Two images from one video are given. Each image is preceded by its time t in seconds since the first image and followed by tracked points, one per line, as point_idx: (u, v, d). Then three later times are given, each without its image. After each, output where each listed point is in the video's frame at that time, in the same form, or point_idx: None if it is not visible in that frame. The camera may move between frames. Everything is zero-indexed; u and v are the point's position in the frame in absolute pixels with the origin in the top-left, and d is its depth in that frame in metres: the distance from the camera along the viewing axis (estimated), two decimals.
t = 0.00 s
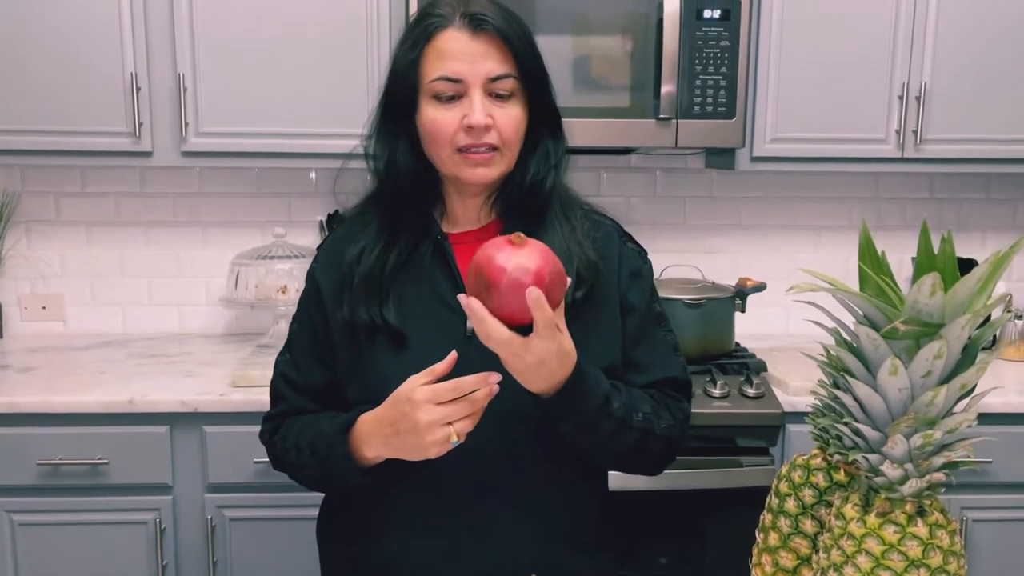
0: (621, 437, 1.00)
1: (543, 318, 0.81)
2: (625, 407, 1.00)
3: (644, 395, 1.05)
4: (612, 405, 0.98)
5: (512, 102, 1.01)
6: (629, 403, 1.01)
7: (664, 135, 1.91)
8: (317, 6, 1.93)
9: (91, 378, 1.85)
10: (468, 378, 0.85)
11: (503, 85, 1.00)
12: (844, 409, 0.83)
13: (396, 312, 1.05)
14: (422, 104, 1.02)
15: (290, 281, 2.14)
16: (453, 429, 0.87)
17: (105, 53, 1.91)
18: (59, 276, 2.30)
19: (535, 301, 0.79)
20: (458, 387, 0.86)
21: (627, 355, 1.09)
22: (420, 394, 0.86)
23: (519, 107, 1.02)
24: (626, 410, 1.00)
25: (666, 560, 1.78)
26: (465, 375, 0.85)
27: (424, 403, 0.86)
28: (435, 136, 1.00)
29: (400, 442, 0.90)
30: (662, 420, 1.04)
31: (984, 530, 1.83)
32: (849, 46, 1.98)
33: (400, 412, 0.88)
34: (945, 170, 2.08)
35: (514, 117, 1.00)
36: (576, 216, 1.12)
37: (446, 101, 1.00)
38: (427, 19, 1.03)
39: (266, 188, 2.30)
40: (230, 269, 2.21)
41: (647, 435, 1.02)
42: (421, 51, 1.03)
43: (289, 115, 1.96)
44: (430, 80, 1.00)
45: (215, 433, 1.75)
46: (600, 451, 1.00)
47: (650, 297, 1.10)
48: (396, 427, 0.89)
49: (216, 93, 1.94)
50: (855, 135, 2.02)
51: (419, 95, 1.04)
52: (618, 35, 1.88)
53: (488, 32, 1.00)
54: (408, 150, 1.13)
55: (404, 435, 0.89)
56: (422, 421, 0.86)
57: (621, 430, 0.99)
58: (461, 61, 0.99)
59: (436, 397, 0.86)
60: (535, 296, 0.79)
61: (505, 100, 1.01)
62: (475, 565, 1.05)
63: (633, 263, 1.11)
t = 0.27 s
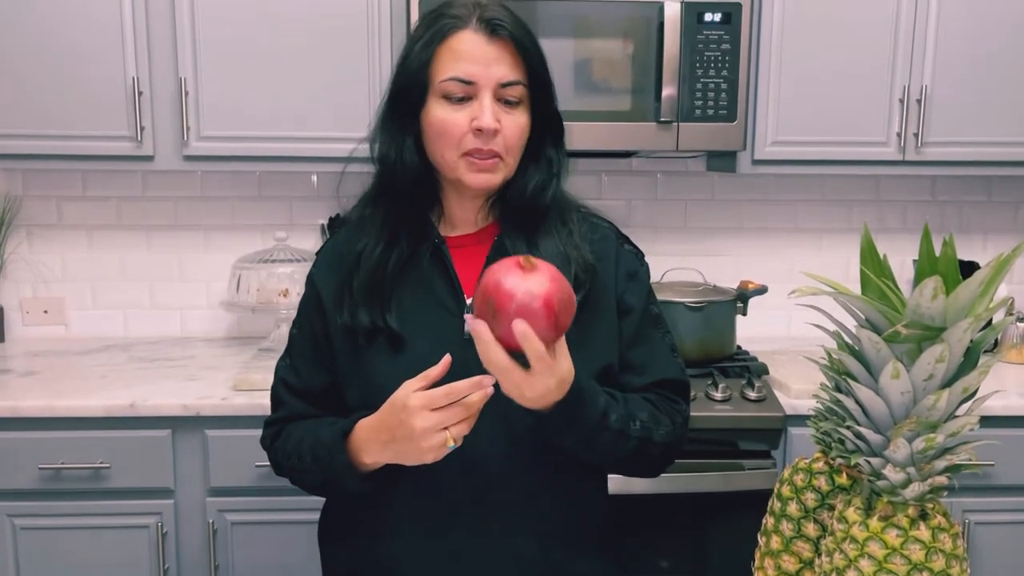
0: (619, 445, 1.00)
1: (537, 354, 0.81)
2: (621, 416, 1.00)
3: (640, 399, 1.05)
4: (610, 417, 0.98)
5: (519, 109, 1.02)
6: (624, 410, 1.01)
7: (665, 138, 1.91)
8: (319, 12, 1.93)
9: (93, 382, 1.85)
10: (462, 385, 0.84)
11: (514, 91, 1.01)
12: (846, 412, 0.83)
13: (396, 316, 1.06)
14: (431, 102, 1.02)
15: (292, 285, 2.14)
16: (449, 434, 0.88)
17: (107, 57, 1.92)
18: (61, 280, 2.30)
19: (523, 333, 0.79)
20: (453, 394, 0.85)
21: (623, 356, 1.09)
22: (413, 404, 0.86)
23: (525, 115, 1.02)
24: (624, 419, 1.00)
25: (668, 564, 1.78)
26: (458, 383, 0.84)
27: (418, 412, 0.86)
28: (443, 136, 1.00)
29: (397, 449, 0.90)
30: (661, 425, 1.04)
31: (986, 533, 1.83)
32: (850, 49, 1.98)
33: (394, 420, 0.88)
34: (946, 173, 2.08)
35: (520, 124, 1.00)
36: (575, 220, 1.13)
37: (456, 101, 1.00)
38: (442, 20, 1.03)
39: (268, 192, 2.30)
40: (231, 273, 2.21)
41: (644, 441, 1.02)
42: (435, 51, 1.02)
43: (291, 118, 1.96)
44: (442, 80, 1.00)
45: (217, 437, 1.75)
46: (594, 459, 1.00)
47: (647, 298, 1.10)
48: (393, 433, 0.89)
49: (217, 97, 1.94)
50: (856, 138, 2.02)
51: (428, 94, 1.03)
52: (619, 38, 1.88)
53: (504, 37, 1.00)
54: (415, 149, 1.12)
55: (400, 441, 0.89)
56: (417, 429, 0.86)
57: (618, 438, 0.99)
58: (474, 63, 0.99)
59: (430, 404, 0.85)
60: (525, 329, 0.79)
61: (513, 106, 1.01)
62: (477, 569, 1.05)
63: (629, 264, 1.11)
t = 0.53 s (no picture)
0: (613, 454, 1.00)
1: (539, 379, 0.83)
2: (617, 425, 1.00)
3: (636, 404, 1.05)
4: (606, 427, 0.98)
5: (520, 114, 1.02)
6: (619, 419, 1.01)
7: (665, 141, 1.92)
8: (319, 13, 1.93)
9: (93, 385, 1.85)
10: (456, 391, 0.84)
11: (515, 96, 1.01)
12: (845, 414, 0.83)
13: (395, 317, 1.06)
14: (432, 105, 1.02)
15: (292, 288, 2.14)
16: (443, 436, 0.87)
17: (108, 61, 1.92)
18: (61, 283, 2.31)
19: (525, 361, 0.81)
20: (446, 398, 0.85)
21: (620, 358, 1.09)
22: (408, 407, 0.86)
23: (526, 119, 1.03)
24: (619, 427, 1.00)
25: (669, 566, 1.78)
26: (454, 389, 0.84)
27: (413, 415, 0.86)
28: (444, 139, 1.00)
29: (392, 451, 0.90)
30: (657, 432, 1.04)
31: (987, 535, 1.82)
32: (849, 51, 1.98)
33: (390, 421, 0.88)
34: (946, 175, 2.08)
35: (521, 128, 1.01)
36: (572, 224, 1.13)
37: (457, 105, 1.00)
38: (444, 23, 1.03)
39: (268, 195, 2.30)
40: (232, 275, 2.21)
41: (640, 449, 1.02)
42: (436, 54, 1.02)
43: (291, 121, 1.96)
44: (443, 84, 1.01)
45: (217, 440, 1.76)
46: (590, 468, 1.00)
47: (644, 300, 1.10)
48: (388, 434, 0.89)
49: (218, 99, 1.94)
50: (857, 140, 2.02)
51: (428, 98, 1.04)
52: (619, 41, 1.88)
53: (506, 42, 1.01)
54: (417, 151, 1.12)
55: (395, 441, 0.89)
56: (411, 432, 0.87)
57: (614, 448, 1.00)
58: (476, 67, 0.99)
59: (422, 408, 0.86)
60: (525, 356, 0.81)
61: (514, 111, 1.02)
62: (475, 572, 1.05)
63: (626, 266, 1.11)
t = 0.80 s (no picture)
0: (610, 455, 1.00)
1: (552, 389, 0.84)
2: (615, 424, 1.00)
3: (632, 406, 1.05)
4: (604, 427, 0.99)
5: (521, 117, 1.03)
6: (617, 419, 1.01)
7: (665, 143, 1.92)
8: (320, 16, 1.94)
9: (95, 387, 1.86)
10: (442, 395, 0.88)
11: (516, 99, 1.01)
12: (844, 415, 0.83)
13: (395, 319, 1.06)
14: (434, 108, 1.03)
15: (294, 290, 2.15)
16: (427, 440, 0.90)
17: (110, 64, 1.93)
18: (63, 286, 2.31)
19: (537, 371, 0.82)
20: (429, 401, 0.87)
21: (619, 360, 1.09)
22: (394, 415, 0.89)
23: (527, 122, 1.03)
24: (616, 428, 1.00)
25: (669, 568, 1.78)
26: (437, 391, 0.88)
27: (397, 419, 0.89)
28: (446, 142, 1.00)
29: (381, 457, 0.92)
30: (653, 434, 1.04)
31: (988, 536, 1.82)
32: (850, 53, 1.98)
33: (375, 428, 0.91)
34: (947, 177, 2.09)
35: (522, 131, 1.01)
36: (571, 226, 1.13)
37: (459, 108, 1.01)
38: (446, 27, 1.03)
39: (270, 197, 2.31)
40: (234, 278, 2.22)
41: (637, 450, 1.02)
42: (438, 57, 1.03)
43: (293, 124, 1.97)
44: (445, 87, 1.01)
45: (219, 442, 1.76)
46: (588, 469, 1.00)
47: (642, 302, 1.10)
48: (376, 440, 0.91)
49: (219, 103, 1.95)
50: (857, 141, 2.02)
51: (430, 101, 1.04)
52: (619, 43, 1.89)
53: (508, 46, 1.01)
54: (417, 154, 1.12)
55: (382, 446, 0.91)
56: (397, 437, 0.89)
57: (611, 449, 1.00)
58: (478, 71, 0.99)
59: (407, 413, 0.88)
60: (538, 366, 0.82)
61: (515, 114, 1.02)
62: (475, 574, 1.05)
63: (625, 268, 1.11)
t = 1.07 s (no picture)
0: (614, 455, 1.01)
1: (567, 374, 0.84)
2: (615, 424, 1.01)
3: (634, 405, 1.05)
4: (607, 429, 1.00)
5: (514, 120, 1.03)
6: (618, 418, 1.02)
7: (666, 144, 1.92)
8: (322, 19, 1.95)
9: (97, 389, 1.86)
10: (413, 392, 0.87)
11: (507, 103, 1.01)
12: (845, 416, 0.83)
13: (399, 318, 1.07)
14: (428, 114, 1.03)
15: (296, 291, 2.15)
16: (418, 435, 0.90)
17: (112, 66, 1.93)
18: (66, 287, 2.32)
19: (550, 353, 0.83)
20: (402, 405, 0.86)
21: (621, 360, 1.10)
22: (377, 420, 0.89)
23: (520, 125, 1.03)
24: (620, 428, 1.01)
25: (671, 569, 1.78)
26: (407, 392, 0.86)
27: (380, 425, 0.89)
28: (438, 147, 1.01)
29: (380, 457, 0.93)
30: (655, 434, 1.04)
31: (989, 537, 1.82)
32: (850, 54, 1.98)
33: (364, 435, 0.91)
34: (948, 178, 2.09)
35: (515, 135, 1.01)
36: (573, 228, 1.14)
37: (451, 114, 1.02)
38: (437, 34, 1.04)
39: (271, 199, 2.31)
40: (236, 279, 2.22)
41: (640, 450, 1.03)
42: (430, 63, 1.03)
43: (294, 126, 1.97)
44: (437, 93, 1.02)
45: (221, 443, 1.76)
46: (591, 470, 1.02)
47: (643, 303, 1.11)
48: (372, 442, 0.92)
49: (221, 105, 1.95)
50: (858, 143, 2.03)
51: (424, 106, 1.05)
52: (620, 45, 1.89)
53: (497, 50, 1.01)
54: (413, 158, 1.13)
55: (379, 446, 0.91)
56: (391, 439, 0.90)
57: (614, 449, 1.01)
58: (468, 76, 1.00)
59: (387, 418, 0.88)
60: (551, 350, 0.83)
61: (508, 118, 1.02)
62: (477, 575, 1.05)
63: (626, 269, 1.12)
